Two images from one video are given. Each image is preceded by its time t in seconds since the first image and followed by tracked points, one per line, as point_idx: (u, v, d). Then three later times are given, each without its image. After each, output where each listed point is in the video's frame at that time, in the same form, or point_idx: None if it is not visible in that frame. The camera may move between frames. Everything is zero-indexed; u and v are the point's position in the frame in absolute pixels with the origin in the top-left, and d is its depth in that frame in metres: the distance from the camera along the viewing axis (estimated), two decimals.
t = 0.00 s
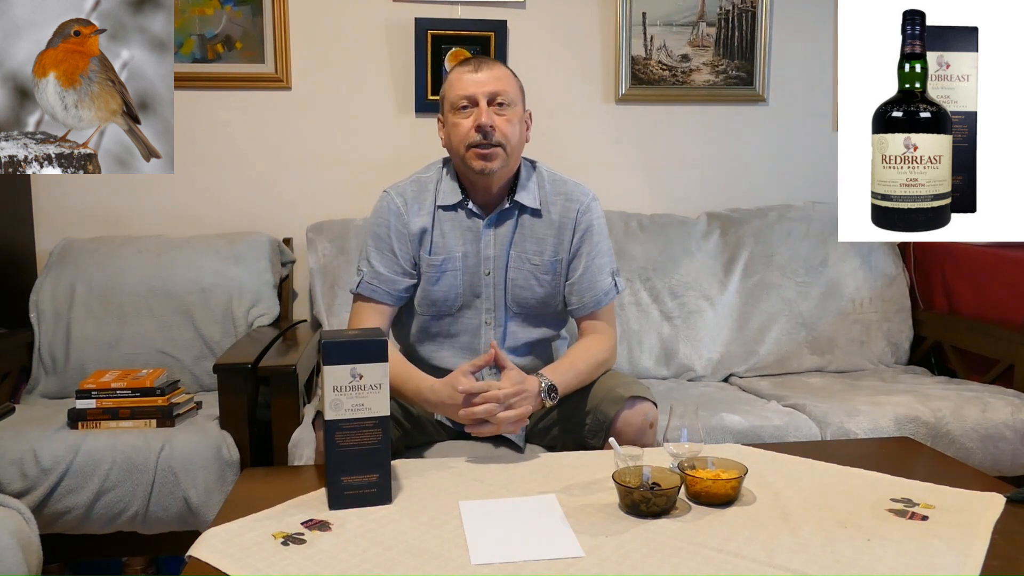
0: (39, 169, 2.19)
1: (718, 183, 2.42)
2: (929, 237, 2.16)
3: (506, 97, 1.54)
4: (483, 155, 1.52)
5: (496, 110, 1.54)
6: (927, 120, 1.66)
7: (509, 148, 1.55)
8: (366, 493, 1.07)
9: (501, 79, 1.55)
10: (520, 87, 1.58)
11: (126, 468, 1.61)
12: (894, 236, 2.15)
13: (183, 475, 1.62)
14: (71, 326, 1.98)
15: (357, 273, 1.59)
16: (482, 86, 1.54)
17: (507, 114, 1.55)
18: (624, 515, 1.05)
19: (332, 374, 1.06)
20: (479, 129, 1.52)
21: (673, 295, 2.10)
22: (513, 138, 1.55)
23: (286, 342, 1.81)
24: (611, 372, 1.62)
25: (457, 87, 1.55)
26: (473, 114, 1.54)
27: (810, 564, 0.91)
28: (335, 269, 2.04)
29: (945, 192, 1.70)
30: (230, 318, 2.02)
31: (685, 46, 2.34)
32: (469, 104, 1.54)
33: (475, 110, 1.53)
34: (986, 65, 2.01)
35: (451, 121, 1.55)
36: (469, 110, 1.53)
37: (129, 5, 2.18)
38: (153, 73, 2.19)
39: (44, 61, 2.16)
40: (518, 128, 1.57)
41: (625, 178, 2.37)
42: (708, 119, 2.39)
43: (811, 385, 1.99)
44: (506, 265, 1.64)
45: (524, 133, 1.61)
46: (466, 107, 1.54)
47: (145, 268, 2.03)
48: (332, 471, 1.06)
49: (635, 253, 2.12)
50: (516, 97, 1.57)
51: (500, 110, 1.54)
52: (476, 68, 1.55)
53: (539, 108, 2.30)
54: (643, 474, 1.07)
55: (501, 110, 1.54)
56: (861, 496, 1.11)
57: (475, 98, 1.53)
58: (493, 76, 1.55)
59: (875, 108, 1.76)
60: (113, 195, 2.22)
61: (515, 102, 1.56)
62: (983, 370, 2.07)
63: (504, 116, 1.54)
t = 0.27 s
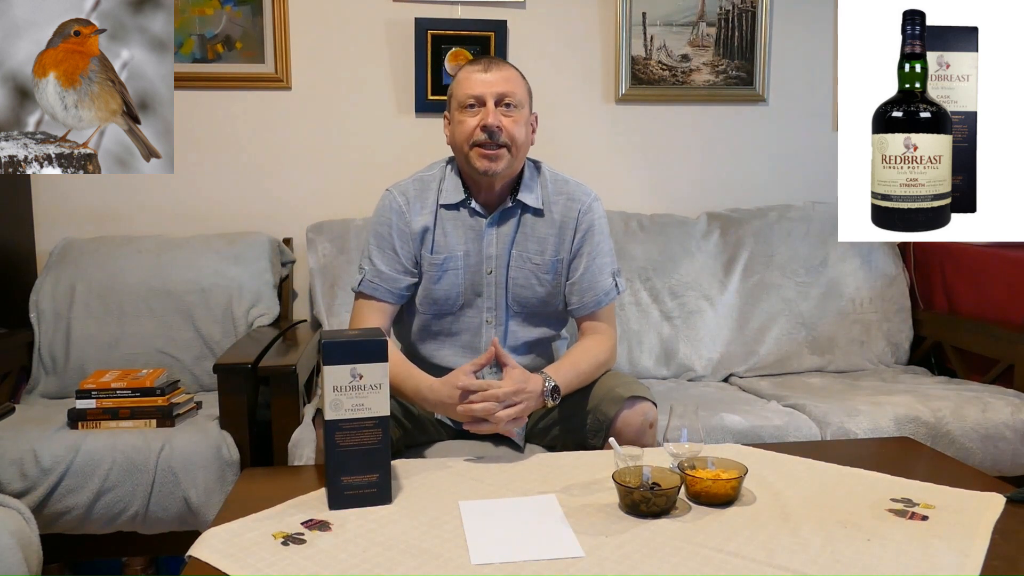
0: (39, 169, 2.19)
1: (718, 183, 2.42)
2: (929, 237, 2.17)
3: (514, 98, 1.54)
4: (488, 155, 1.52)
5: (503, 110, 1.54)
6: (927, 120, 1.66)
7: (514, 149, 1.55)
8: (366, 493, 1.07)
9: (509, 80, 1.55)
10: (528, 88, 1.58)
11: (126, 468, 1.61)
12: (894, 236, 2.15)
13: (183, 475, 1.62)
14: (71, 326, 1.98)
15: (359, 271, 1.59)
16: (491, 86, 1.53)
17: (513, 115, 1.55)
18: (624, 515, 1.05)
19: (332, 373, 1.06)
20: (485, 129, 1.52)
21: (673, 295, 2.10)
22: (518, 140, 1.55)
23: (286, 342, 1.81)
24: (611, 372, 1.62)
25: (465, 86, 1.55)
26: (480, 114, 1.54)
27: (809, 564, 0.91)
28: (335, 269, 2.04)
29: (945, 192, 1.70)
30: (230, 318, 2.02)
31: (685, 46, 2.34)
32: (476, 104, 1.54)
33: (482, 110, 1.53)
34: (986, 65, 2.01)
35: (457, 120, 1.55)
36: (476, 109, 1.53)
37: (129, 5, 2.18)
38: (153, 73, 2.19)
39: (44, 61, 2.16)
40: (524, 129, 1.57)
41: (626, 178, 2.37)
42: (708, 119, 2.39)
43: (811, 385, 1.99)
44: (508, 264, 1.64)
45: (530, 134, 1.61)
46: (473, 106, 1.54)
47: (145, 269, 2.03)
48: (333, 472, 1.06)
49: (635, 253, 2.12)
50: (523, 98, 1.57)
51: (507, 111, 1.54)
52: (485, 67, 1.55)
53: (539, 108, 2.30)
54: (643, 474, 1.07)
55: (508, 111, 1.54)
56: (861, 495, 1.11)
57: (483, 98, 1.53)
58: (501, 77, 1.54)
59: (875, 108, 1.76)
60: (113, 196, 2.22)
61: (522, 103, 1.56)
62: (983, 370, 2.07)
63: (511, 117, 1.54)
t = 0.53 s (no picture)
0: (39, 169, 2.19)
1: (718, 183, 2.42)
2: (929, 237, 2.17)
3: (513, 100, 1.54)
4: (487, 158, 1.52)
5: (502, 112, 1.54)
6: (927, 120, 1.66)
7: (513, 151, 1.55)
8: (366, 493, 1.07)
9: (508, 82, 1.55)
10: (527, 90, 1.58)
11: (126, 468, 1.61)
12: (894, 236, 2.15)
13: (182, 475, 1.62)
14: (71, 326, 1.98)
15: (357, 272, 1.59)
16: (490, 88, 1.53)
17: (512, 118, 1.55)
18: (624, 515, 1.05)
19: (331, 373, 1.06)
20: (484, 131, 1.52)
21: (673, 295, 2.10)
22: (518, 142, 1.55)
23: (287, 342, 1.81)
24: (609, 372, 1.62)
25: (464, 88, 1.55)
26: (479, 116, 1.54)
27: (809, 564, 0.91)
28: (335, 269, 2.04)
29: (945, 192, 1.70)
30: (230, 318, 2.02)
31: (685, 46, 2.34)
32: (475, 106, 1.54)
33: (481, 112, 1.53)
34: (986, 65, 2.01)
35: (455, 122, 1.55)
36: (474, 112, 1.53)
37: (129, 5, 2.18)
38: (153, 73, 2.19)
39: (44, 61, 2.16)
40: (523, 131, 1.57)
41: (626, 178, 2.37)
42: (708, 119, 2.39)
43: (812, 385, 1.99)
44: (505, 265, 1.64)
45: (528, 136, 1.61)
46: (472, 108, 1.54)
47: (145, 269, 2.03)
48: (333, 471, 1.06)
49: (635, 253, 2.12)
50: (522, 100, 1.57)
51: (506, 113, 1.54)
52: (484, 69, 1.55)
53: (539, 107, 2.30)
54: (643, 474, 1.07)
55: (507, 113, 1.54)
56: (861, 496, 1.11)
57: (482, 100, 1.53)
58: (500, 79, 1.54)
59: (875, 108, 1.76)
60: (113, 196, 2.22)
61: (521, 105, 1.56)
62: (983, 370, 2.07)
63: (510, 119, 1.54)
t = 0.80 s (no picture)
0: (39, 169, 2.19)
1: (718, 182, 2.42)
2: (929, 237, 2.17)
3: (508, 103, 1.54)
4: (483, 161, 1.52)
5: (497, 116, 1.54)
6: (927, 120, 1.66)
7: (510, 154, 1.55)
8: (366, 493, 1.07)
9: (503, 84, 1.55)
10: (522, 92, 1.58)
11: (126, 468, 1.61)
12: (894, 236, 2.15)
13: (182, 475, 1.62)
14: (71, 326, 1.98)
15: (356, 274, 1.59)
16: (484, 91, 1.53)
17: (508, 120, 1.55)
18: (624, 515, 1.05)
19: (331, 374, 1.06)
20: (480, 135, 1.52)
21: (673, 295, 2.10)
22: (514, 144, 1.55)
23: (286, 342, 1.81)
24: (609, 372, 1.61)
25: (459, 91, 1.55)
26: (474, 120, 1.53)
27: (809, 564, 0.91)
28: (335, 269, 2.03)
29: (946, 192, 1.70)
30: (230, 318, 2.02)
31: (685, 46, 2.34)
32: (470, 110, 1.54)
33: (476, 116, 1.53)
34: (986, 65, 2.01)
35: (451, 126, 1.55)
36: (469, 116, 1.53)
37: (129, 5, 2.18)
38: (153, 73, 2.19)
39: (44, 61, 2.16)
40: (519, 133, 1.57)
41: (626, 178, 2.37)
42: (708, 119, 2.39)
43: (812, 385, 1.99)
44: (504, 267, 1.64)
45: (525, 138, 1.61)
46: (467, 112, 1.54)
47: (145, 268, 2.03)
48: (333, 472, 1.06)
49: (635, 253, 2.12)
50: (517, 102, 1.57)
51: (501, 116, 1.54)
52: (477, 72, 1.55)
53: (539, 108, 2.30)
54: (643, 474, 1.07)
55: (502, 116, 1.54)
56: (861, 496, 1.11)
57: (477, 103, 1.53)
58: (495, 82, 1.54)
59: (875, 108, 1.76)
60: (113, 195, 2.22)
61: (517, 107, 1.56)
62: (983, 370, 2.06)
63: (505, 122, 1.54)
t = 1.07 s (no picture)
0: (39, 169, 2.19)
1: (717, 182, 2.42)
2: (929, 237, 2.17)
3: (509, 104, 1.54)
4: (483, 161, 1.52)
5: (498, 116, 1.54)
6: (927, 120, 1.66)
7: (510, 154, 1.55)
8: (366, 493, 1.07)
9: (504, 85, 1.55)
10: (523, 92, 1.58)
11: (125, 468, 1.61)
12: (894, 236, 2.15)
13: (182, 475, 1.62)
14: (71, 326, 1.98)
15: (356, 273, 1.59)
16: (485, 92, 1.53)
17: (508, 120, 1.55)
18: (624, 515, 1.05)
19: (331, 373, 1.06)
20: (480, 135, 1.52)
21: (673, 295, 2.10)
22: (514, 145, 1.55)
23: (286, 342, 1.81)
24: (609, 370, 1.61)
25: (459, 91, 1.55)
26: (474, 121, 1.53)
27: (809, 564, 0.91)
28: (335, 269, 2.04)
29: (945, 192, 1.70)
30: (230, 318, 2.02)
31: (685, 46, 2.33)
32: (471, 110, 1.54)
33: (476, 116, 1.53)
34: (986, 65, 2.01)
35: (452, 125, 1.55)
36: (470, 116, 1.53)
37: (129, 5, 2.18)
38: (153, 73, 2.19)
39: (44, 61, 2.16)
40: (520, 134, 1.58)
41: (626, 178, 2.37)
42: (708, 119, 2.39)
43: (812, 385, 1.99)
44: (503, 267, 1.64)
45: (525, 138, 1.61)
46: (468, 112, 1.54)
47: (145, 269, 2.03)
48: (333, 472, 1.06)
49: (635, 252, 2.12)
50: (518, 103, 1.57)
51: (502, 117, 1.54)
52: (479, 73, 1.55)
53: (539, 108, 2.30)
54: (643, 474, 1.07)
55: (503, 117, 1.54)
56: (861, 496, 1.11)
57: (478, 103, 1.53)
58: (496, 82, 1.54)
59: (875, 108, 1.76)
60: (113, 195, 2.22)
61: (517, 108, 1.56)
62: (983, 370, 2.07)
63: (506, 123, 1.55)
